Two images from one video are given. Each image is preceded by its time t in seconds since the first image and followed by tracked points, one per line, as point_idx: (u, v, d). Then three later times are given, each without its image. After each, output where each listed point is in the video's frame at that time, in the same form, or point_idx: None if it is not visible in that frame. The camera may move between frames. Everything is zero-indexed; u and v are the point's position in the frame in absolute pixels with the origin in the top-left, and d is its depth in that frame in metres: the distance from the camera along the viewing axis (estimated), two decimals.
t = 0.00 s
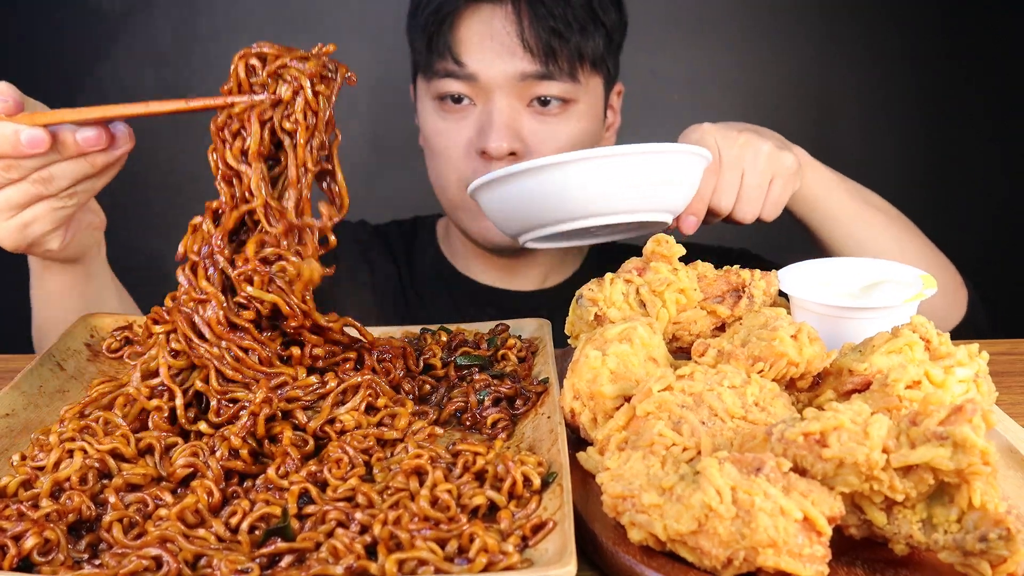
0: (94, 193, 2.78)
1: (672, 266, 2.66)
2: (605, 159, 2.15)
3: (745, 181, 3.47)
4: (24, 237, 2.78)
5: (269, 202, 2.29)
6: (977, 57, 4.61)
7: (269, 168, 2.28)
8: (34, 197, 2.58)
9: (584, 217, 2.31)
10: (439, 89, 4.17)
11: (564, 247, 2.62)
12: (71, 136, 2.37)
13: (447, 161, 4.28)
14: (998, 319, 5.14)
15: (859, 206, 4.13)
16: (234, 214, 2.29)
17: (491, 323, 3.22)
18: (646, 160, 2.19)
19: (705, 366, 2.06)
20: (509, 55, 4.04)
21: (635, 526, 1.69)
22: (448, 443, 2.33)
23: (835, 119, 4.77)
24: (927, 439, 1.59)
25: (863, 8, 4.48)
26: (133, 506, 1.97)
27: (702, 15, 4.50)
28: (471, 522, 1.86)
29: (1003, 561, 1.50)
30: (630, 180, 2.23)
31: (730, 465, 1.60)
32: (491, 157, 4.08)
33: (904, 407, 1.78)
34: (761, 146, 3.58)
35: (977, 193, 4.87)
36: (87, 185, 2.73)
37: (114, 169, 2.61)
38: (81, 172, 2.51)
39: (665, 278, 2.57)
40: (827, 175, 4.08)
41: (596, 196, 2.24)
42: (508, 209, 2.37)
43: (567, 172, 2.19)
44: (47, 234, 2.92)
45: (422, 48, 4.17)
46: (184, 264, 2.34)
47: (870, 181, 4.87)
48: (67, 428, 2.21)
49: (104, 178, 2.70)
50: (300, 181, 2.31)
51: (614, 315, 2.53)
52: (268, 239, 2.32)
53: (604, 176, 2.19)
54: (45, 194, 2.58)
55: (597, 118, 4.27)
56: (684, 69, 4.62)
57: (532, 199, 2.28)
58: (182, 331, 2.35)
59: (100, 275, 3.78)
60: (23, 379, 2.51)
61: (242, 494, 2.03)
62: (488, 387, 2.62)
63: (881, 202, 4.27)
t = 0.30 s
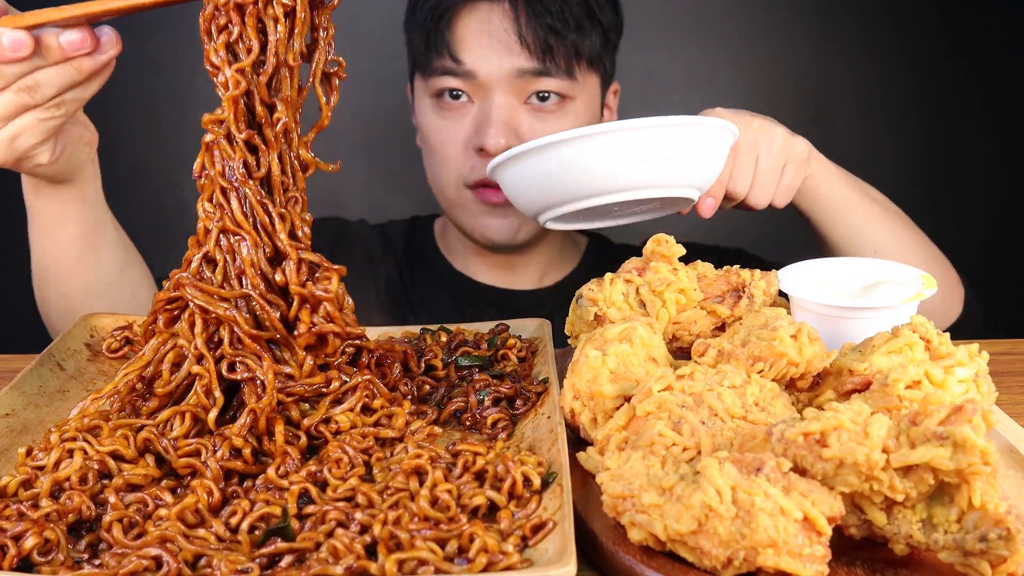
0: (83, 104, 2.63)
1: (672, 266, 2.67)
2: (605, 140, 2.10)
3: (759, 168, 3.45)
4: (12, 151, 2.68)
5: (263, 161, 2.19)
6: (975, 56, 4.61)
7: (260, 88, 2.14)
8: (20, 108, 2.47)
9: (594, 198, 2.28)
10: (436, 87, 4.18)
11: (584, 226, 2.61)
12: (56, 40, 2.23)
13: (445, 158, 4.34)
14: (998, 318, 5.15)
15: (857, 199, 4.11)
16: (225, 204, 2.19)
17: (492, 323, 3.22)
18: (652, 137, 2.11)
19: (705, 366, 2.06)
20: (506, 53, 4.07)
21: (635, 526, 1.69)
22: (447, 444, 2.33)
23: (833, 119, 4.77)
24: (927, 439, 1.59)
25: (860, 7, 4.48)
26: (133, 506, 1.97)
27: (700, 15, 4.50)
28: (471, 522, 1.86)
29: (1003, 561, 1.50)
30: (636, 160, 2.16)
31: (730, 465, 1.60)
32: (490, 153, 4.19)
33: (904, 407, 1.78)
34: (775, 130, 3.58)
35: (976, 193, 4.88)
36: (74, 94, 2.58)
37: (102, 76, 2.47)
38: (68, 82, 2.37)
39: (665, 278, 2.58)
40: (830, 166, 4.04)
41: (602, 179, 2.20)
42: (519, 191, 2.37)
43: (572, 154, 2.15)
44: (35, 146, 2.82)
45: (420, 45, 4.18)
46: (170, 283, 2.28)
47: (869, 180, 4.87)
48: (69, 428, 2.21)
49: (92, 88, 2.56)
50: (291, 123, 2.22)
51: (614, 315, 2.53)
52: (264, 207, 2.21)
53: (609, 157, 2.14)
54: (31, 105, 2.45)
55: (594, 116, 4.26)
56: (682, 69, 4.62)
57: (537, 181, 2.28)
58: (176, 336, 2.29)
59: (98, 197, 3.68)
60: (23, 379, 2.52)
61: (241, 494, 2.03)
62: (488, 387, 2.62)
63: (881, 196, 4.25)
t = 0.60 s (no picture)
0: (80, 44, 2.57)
1: (672, 266, 2.67)
2: (595, 163, 2.09)
3: (756, 168, 3.29)
4: (11, 94, 2.66)
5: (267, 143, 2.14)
6: (975, 56, 4.62)
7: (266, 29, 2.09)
8: (16, 49, 2.45)
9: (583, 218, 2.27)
10: (437, 79, 4.15)
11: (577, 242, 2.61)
12: None
13: (444, 151, 4.28)
14: (997, 318, 5.15)
15: (856, 200, 4.11)
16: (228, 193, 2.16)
17: (492, 323, 3.22)
18: (644, 157, 2.10)
19: (705, 366, 2.06)
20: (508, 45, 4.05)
21: (635, 526, 1.69)
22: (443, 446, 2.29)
23: (833, 119, 4.77)
24: (927, 439, 1.59)
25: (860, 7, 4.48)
26: (133, 506, 1.97)
27: (701, 16, 4.49)
28: (471, 522, 1.86)
29: (1003, 561, 1.50)
30: (627, 181, 2.15)
31: (730, 465, 1.60)
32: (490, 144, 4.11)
33: (904, 407, 1.78)
34: (770, 129, 3.43)
35: (975, 193, 4.87)
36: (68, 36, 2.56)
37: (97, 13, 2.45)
38: (62, 18, 2.35)
39: (665, 278, 2.58)
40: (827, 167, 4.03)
41: (593, 200, 2.19)
42: (508, 213, 2.36)
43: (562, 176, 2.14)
44: (35, 90, 2.78)
45: (422, 37, 4.15)
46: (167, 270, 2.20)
47: (869, 180, 4.87)
48: (70, 427, 2.21)
49: (89, 23, 2.50)
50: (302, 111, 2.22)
51: (614, 315, 2.53)
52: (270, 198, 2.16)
53: (601, 179, 2.13)
54: (28, 45, 2.44)
55: (593, 113, 4.25)
56: (682, 69, 4.62)
57: (526, 204, 2.26)
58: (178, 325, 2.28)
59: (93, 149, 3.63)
60: (23, 379, 2.52)
61: (241, 494, 2.03)
62: (488, 387, 2.62)
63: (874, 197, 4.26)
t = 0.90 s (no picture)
0: None
1: (672, 266, 2.67)
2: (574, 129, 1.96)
3: (767, 147, 3.26)
4: None
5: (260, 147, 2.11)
6: (975, 53, 4.62)
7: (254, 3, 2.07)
8: None
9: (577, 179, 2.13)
10: (434, 80, 4.16)
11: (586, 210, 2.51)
12: None
13: (441, 151, 4.33)
14: (997, 317, 5.15)
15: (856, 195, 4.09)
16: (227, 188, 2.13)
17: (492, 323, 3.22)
18: (626, 121, 1.95)
19: (705, 366, 2.06)
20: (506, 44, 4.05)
21: (635, 526, 1.69)
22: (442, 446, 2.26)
23: (832, 118, 4.75)
24: (927, 439, 1.59)
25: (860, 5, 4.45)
26: (133, 506, 1.97)
27: (701, 15, 4.45)
28: (471, 522, 1.86)
29: (1003, 561, 1.50)
30: (613, 147, 2.00)
31: (730, 465, 1.60)
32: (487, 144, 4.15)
33: (904, 407, 1.78)
34: (781, 111, 3.40)
35: (974, 192, 4.87)
36: None
37: None
38: None
39: (665, 278, 2.58)
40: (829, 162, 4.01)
41: (579, 169, 2.06)
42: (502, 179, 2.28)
43: (541, 142, 2.03)
44: (16, 37, 2.80)
45: (419, 37, 4.18)
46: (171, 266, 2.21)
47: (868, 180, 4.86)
48: (71, 426, 2.22)
49: None
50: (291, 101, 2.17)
51: (614, 315, 2.53)
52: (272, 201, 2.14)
53: (591, 136, 1.98)
54: None
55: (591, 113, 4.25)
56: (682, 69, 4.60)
57: (519, 165, 2.15)
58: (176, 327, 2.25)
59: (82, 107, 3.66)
60: (23, 379, 2.52)
61: (242, 494, 2.03)
62: (488, 387, 2.62)
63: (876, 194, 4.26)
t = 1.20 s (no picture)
0: None
1: (672, 266, 2.67)
2: (593, 114, 1.83)
3: (800, 142, 3.03)
4: None
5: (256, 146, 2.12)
6: (973, 54, 4.62)
7: None
8: None
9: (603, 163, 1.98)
10: (432, 80, 4.17)
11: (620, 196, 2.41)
12: None
13: (439, 151, 4.33)
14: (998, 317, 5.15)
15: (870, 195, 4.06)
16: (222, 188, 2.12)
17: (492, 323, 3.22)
18: (651, 105, 1.79)
19: (704, 366, 2.06)
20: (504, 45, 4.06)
21: (635, 526, 1.69)
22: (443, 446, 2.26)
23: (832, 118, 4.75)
24: (927, 439, 1.59)
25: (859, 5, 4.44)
26: (134, 506, 1.97)
27: (701, 14, 4.43)
28: (471, 522, 1.86)
29: (1003, 561, 1.50)
30: (637, 137, 1.86)
31: (730, 465, 1.60)
32: (486, 146, 4.22)
33: (904, 407, 1.78)
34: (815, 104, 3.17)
35: (974, 191, 4.86)
36: None
37: None
38: None
39: (665, 278, 2.58)
40: (853, 164, 3.95)
41: (602, 157, 1.94)
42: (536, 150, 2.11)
43: (562, 129, 1.92)
44: None
45: (417, 38, 4.17)
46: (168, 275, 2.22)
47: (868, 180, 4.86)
48: (71, 427, 2.22)
49: None
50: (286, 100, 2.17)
51: (614, 315, 2.53)
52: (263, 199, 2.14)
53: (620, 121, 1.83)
54: None
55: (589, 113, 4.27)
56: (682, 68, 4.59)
57: (547, 143, 2.01)
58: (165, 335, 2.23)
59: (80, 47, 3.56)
60: (23, 379, 2.52)
61: (241, 494, 2.03)
62: (488, 387, 2.62)
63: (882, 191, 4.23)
